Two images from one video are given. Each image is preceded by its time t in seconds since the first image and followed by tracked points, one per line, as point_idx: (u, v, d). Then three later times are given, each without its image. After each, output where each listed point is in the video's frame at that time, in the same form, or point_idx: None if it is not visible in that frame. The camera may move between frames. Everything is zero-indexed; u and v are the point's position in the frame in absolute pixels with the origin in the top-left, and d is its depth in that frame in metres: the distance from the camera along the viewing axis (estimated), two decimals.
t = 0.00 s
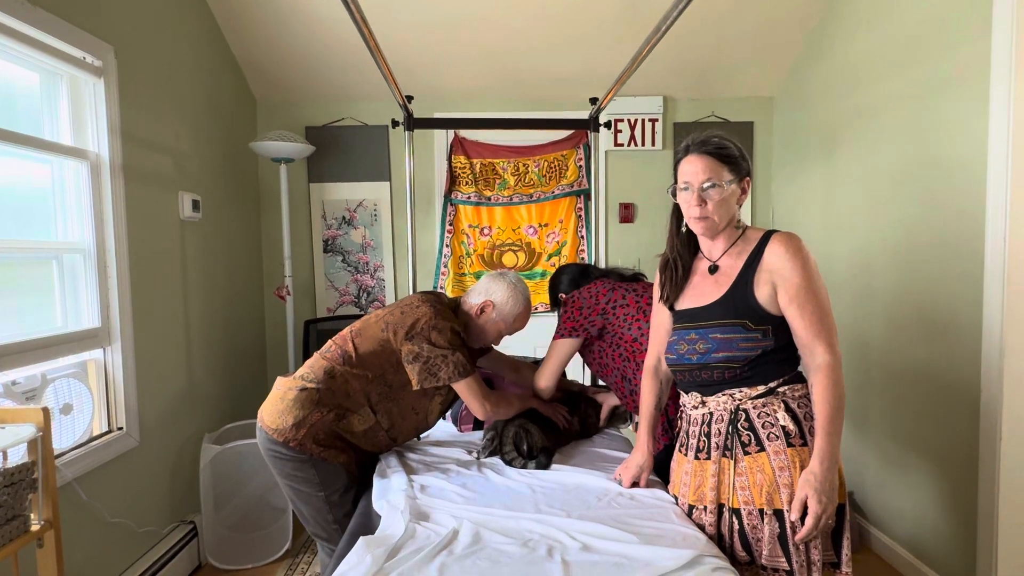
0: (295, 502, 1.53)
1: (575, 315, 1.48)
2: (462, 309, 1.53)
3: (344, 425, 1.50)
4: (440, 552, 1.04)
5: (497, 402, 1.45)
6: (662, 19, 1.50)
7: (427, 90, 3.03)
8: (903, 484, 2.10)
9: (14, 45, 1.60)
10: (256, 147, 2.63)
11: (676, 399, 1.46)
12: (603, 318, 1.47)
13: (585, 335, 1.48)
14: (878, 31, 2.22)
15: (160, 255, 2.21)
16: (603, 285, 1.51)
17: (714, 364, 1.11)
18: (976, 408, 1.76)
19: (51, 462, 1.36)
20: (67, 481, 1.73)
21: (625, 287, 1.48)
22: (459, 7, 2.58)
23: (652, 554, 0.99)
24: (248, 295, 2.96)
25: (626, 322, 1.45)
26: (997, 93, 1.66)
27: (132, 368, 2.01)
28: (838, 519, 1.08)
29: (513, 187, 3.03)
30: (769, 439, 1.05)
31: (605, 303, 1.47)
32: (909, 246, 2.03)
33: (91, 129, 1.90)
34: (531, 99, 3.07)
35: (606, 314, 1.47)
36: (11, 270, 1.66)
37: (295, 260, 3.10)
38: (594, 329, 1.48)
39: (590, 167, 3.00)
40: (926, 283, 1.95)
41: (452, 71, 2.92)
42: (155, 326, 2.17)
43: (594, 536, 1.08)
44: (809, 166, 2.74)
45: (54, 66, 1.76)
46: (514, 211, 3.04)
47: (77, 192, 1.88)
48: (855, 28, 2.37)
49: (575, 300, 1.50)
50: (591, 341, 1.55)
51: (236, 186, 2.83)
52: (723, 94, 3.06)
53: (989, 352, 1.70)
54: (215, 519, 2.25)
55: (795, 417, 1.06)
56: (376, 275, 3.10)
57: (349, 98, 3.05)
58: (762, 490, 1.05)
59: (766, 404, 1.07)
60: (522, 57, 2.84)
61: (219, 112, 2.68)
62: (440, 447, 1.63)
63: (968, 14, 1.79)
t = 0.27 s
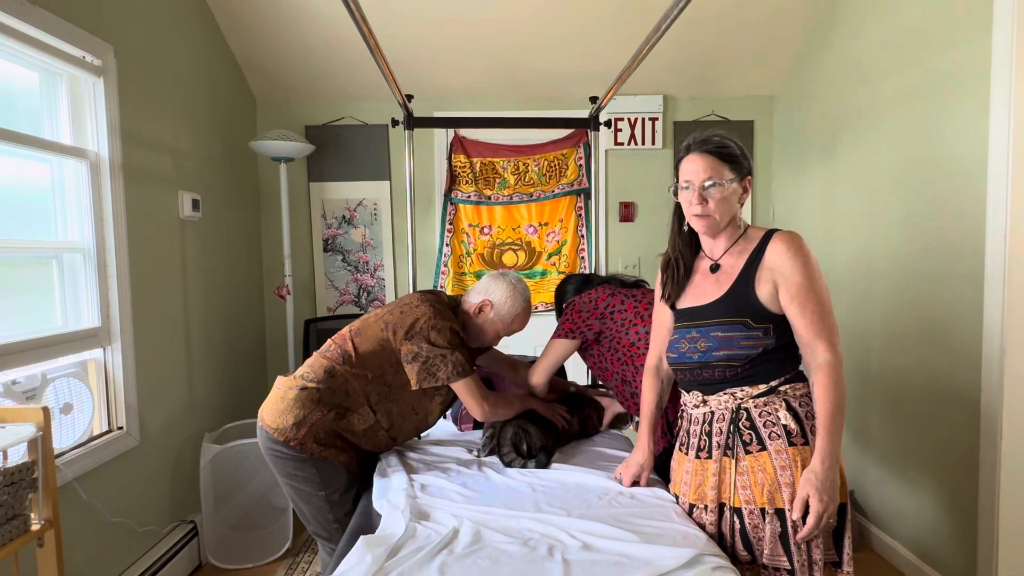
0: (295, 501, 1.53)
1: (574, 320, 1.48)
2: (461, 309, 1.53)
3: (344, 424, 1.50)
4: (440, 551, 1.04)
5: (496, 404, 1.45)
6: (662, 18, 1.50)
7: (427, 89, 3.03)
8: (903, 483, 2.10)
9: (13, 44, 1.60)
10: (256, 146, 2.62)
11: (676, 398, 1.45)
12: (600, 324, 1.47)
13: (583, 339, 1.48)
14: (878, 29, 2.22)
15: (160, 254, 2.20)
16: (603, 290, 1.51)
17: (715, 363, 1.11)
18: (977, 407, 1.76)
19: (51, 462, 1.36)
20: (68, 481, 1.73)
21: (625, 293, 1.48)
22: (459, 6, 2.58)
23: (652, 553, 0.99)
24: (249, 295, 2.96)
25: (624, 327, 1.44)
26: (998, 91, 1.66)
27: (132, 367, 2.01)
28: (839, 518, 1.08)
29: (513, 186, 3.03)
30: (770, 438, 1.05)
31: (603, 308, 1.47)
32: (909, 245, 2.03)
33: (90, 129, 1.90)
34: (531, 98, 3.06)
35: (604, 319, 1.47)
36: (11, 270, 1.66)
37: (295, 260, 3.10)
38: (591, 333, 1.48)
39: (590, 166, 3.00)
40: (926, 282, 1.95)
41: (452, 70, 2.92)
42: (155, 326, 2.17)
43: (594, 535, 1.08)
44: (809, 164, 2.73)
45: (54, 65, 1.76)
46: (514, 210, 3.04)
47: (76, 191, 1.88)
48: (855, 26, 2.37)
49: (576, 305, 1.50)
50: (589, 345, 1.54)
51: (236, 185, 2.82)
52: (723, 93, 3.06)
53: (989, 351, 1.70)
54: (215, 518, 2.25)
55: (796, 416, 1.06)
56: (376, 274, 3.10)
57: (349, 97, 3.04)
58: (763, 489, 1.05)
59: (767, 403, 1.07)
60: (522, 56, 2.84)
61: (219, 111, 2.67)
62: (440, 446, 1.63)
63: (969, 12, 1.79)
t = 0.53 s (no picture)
0: (295, 501, 1.54)
1: (571, 323, 1.49)
2: (460, 308, 1.53)
3: (343, 423, 1.51)
4: (441, 550, 1.04)
5: (491, 404, 1.44)
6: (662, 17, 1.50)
7: (427, 89, 3.03)
8: (903, 481, 2.10)
9: (13, 44, 1.60)
10: (256, 145, 2.62)
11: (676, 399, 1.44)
12: (597, 327, 1.47)
13: (579, 342, 1.48)
14: (878, 28, 2.22)
15: (160, 254, 2.20)
16: (599, 295, 1.53)
17: (716, 362, 1.11)
18: (977, 407, 1.76)
19: (51, 461, 1.36)
20: (68, 480, 1.73)
21: (621, 297, 1.50)
22: (459, 5, 2.58)
23: (653, 553, 0.99)
24: (249, 294, 2.96)
25: (621, 330, 1.45)
26: (998, 91, 1.66)
27: (132, 367, 2.01)
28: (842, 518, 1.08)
29: (513, 185, 3.03)
30: (772, 439, 1.05)
31: (600, 311, 1.49)
32: (909, 244, 2.03)
33: (91, 128, 1.90)
34: (531, 97, 3.06)
35: (601, 322, 1.47)
36: (11, 270, 1.66)
37: (295, 259, 3.10)
38: (587, 336, 1.48)
39: (590, 165, 3.00)
40: (926, 282, 1.95)
41: (452, 69, 2.92)
42: (156, 325, 2.17)
43: (595, 534, 1.08)
44: (810, 164, 2.73)
45: (53, 64, 1.76)
46: (514, 210, 3.04)
47: (76, 191, 1.88)
48: (855, 25, 2.37)
49: (573, 309, 1.51)
50: (586, 349, 1.53)
51: (236, 184, 2.82)
52: (724, 92, 3.05)
53: (989, 350, 1.70)
54: (216, 518, 2.26)
55: (799, 416, 1.06)
56: (376, 273, 3.10)
57: (349, 97, 3.04)
58: (766, 490, 1.04)
59: (770, 404, 1.07)
60: (522, 55, 2.84)
61: (219, 111, 2.67)
62: (441, 446, 1.63)
63: (969, 11, 1.79)
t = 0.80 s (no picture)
0: (296, 500, 1.54)
1: (569, 327, 1.49)
2: (461, 308, 1.54)
3: (343, 423, 1.51)
4: (442, 549, 1.05)
5: (496, 403, 1.44)
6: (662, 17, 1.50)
7: (427, 88, 3.03)
8: (903, 480, 2.10)
9: (14, 44, 1.60)
10: (256, 144, 2.62)
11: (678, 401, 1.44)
12: (595, 330, 1.47)
13: (577, 344, 1.48)
14: (879, 27, 2.22)
15: (161, 253, 2.21)
16: (597, 297, 1.53)
17: (719, 361, 1.11)
18: (977, 406, 1.77)
19: (53, 461, 1.36)
20: (70, 480, 1.73)
21: (619, 300, 1.50)
22: (460, 4, 2.58)
23: (653, 552, 1.00)
24: (250, 294, 2.96)
25: (619, 333, 1.45)
26: (998, 90, 1.66)
27: (133, 367, 2.01)
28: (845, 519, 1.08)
29: (514, 185, 3.03)
30: (775, 440, 1.05)
31: (598, 313, 1.49)
32: (910, 243, 2.03)
33: (91, 128, 1.90)
34: (531, 96, 3.06)
35: (599, 325, 1.47)
36: (12, 270, 1.66)
37: (296, 258, 3.10)
38: (585, 339, 1.48)
39: (590, 164, 3.00)
40: (926, 282, 1.95)
41: (453, 69, 2.92)
42: (157, 325, 2.17)
43: (595, 533, 1.09)
44: (810, 163, 2.73)
45: (54, 64, 1.76)
46: (514, 209, 3.04)
47: (77, 190, 1.88)
48: (856, 24, 2.37)
49: (570, 313, 1.52)
50: (584, 352, 1.53)
51: (236, 184, 2.82)
52: (724, 91, 3.05)
53: (990, 349, 1.70)
54: (217, 517, 2.26)
55: (802, 417, 1.06)
56: (377, 273, 3.11)
57: (349, 96, 3.04)
58: (768, 492, 1.04)
59: (772, 405, 1.07)
60: (522, 54, 2.84)
61: (219, 110, 2.67)
62: (441, 445, 1.63)
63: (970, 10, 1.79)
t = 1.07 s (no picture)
0: (297, 499, 1.54)
1: (570, 327, 1.49)
2: (464, 309, 1.54)
3: (347, 422, 1.51)
4: (442, 548, 1.05)
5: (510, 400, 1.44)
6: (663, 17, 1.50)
7: (428, 88, 3.03)
8: (902, 480, 2.11)
9: (15, 44, 1.60)
10: (257, 144, 2.62)
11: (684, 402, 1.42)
12: (596, 330, 1.48)
13: (578, 345, 1.48)
14: (879, 27, 2.22)
15: (162, 252, 2.21)
16: (598, 298, 1.53)
17: (723, 362, 1.11)
18: (977, 406, 1.77)
19: (55, 459, 1.36)
20: (71, 479, 1.74)
21: (620, 300, 1.50)
22: (460, 4, 2.58)
23: (653, 551, 1.00)
24: (250, 293, 2.96)
25: (620, 333, 1.45)
26: (998, 90, 1.66)
27: (134, 366, 2.02)
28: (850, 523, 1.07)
29: (514, 185, 3.03)
30: (778, 441, 1.05)
31: (599, 314, 1.49)
32: (910, 243, 2.03)
33: (92, 128, 1.90)
34: (532, 96, 3.07)
35: (600, 325, 1.47)
36: (12, 269, 1.66)
37: (297, 258, 3.11)
38: (586, 340, 1.48)
39: (591, 164, 3.00)
40: (926, 282, 1.95)
41: (453, 69, 2.92)
42: (158, 324, 2.17)
43: (595, 532, 1.09)
44: (810, 163, 2.73)
45: (55, 64, 1.76)
46: (515, 209, 3.04)
47: (77, 190, 1.88)
48: (856, 24, 2.37)
49: (571, 313, 1.51)
50: (584, 352, 1.53)
51: (237, 184, 2.83)
52: (724, 91, 3.05)
53: (989, 349, 1.70)
54: (217, 517, 2.26)
55: (805, 419, 1.06)
56: (377, 272, 3.11)
57: (350, 96, 3.05)
58: (770, 492, 1.05)
59: (776, 406, 1.07)
60: (523, 54, 2.84)
61: (220, 110, 2.68)
62: (443, 445, 1.64)
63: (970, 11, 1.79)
